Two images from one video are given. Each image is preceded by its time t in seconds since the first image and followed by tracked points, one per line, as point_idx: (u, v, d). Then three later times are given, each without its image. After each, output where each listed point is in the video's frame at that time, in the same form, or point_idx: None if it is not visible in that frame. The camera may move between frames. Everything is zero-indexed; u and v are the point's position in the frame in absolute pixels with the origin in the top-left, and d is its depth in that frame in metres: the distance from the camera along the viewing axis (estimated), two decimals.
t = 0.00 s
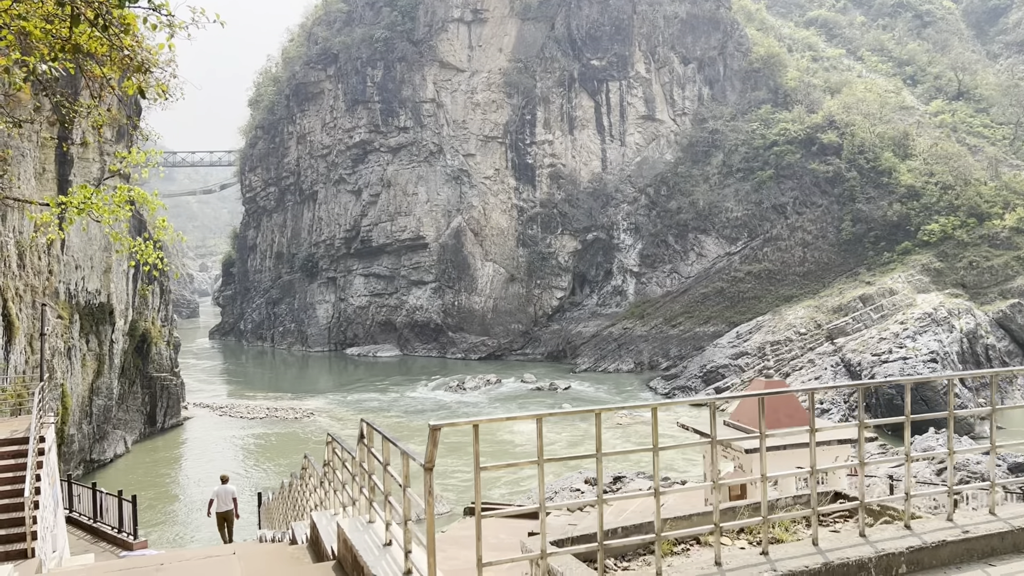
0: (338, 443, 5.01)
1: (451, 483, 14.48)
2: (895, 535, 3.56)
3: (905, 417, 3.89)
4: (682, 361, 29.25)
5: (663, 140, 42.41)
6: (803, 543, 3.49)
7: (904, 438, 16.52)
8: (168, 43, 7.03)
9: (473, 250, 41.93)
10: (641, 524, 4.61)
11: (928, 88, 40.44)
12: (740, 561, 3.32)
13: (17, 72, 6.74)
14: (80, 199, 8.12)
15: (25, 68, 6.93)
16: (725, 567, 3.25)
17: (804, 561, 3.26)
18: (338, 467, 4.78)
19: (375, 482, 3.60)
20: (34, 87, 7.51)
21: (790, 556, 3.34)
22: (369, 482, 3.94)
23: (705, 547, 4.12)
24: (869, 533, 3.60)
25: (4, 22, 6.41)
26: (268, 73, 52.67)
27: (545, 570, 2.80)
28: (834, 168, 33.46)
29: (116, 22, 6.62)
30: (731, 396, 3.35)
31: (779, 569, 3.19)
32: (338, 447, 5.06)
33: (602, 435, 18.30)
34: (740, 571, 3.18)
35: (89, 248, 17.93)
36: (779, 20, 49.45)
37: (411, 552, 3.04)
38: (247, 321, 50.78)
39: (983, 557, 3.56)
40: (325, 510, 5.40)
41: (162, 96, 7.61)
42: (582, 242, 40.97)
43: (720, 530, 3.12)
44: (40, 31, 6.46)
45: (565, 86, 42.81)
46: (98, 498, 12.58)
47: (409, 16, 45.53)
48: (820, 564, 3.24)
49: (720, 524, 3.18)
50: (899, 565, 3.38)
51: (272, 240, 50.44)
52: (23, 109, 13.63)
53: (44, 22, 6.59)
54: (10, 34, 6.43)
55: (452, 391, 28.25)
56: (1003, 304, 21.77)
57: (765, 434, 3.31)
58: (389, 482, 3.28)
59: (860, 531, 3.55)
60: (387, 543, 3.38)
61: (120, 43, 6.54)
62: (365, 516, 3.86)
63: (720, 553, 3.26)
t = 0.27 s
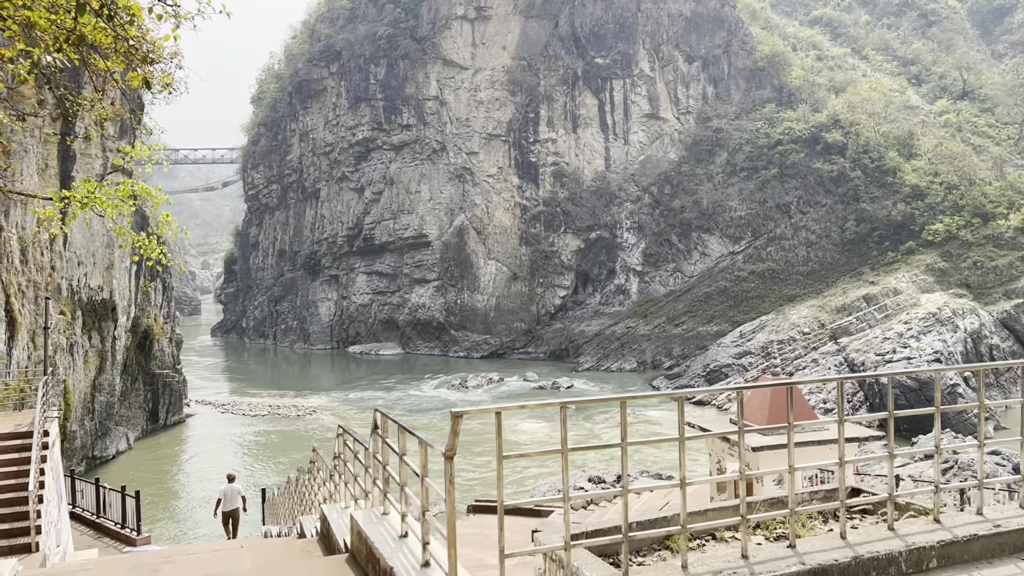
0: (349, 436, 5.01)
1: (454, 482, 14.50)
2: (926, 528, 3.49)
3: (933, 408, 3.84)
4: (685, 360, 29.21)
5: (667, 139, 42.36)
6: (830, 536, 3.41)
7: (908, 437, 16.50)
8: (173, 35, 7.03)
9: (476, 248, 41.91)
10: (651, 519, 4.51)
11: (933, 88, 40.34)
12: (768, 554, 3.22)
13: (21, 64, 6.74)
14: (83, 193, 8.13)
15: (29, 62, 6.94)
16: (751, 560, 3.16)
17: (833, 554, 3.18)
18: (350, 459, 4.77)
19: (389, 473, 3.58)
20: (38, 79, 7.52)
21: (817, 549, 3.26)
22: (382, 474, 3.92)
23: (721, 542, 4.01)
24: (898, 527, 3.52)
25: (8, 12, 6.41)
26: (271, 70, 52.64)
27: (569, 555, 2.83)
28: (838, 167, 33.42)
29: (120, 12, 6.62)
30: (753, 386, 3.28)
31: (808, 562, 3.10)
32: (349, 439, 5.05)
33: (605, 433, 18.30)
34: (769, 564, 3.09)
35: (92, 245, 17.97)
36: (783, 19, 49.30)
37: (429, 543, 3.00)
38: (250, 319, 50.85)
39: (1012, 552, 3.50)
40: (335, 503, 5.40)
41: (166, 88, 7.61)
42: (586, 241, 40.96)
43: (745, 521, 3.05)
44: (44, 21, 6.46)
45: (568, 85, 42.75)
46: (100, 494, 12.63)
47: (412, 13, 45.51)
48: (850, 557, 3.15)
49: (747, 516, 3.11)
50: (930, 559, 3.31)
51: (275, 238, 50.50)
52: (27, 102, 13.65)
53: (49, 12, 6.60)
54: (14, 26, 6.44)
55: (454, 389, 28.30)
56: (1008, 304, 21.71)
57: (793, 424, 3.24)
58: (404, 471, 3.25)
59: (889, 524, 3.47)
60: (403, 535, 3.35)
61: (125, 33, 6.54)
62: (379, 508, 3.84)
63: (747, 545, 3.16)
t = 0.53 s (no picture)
0: (358, 436, 4.98)
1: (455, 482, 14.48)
2: (954, 533, 3.40)
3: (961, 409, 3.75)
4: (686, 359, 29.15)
5: (669, 138, 42.30)
6: (857, 542, 3.32)
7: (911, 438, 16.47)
8: (177, 31, 6.98)
9: (478, 247, 41.89)
10: (674, 520, 4.25)
11: (936, 87, 40.25)
12: (793, 560, 3.13)
13: (25, 60, 6.68)
14: (86, 191, 8.11)
15: (32, 57, 6.88)
16: (776, 565, 3.07)
17: (861, 561, 3.09)
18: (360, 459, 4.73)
19: (400, 475, 3.56)
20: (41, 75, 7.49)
21: (844, 555, 3.17)
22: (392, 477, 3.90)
23: (736, 546, 3.81)
24: (925, 532, 3.42)
25: (12, 7, 6.38)
26: (273, 68, 52.61)
27: (591, 563, 2.90)
28: (840, 167, 33.36)
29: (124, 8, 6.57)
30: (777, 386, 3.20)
31: (836, 569, 3.02)
32: (359, 440, 5.02)
33: (606, 433, 18.27)
34: (794, 570, 3.02)
35: (94, 243, 17.96)
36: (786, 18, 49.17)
37: (444, 548, 2.95)
38: (251, 317, 50.83)
39: None
40: (343, 503, 5.36)
41: (171, 85, 7.58)
42: (587, 240, 40.92)
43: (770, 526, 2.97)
44: (48, 16, 6.42)
45: (571, 84, 42.70)
46: (102, 492, 12.60)
47: (414, 12, 45.47)
48: (878, 564, 3.07)
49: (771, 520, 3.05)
50: (959, 566, 3.22)
51: (276, 236, 50.50)
52: (30, 98, 13.64)
53: (53, 7, 6.57)
54: (19, 21, 6.38)
55: (455, 388, 28.32)
56: (1011, 305, 21.64)
57: (819, 426, 3.17)
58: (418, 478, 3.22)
59: (917, 530, 3.37)
60: (415, 538, 3.31)
61: (130, 29, 6.50)
62: (391, 511, 3.80)
63: (772, 552, 3.08)
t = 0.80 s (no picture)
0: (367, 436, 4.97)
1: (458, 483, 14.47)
2: (983, 538, 3.35)
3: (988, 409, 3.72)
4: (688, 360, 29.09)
5: (671, 138, 42.24)
6: (884, 545, 3.28)
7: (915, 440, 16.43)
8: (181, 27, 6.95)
9: (479, 248, 41.88)
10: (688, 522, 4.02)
11: (939, 88, 40.18)
12: (820, 565, 3.11)
13: (28, 56, 6.65)
14: (89, 189, 8.10)
15: (35, 54, 6.86)
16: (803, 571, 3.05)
17: (891, 566, 3.06)
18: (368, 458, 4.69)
19: (410, 475, 3.54)
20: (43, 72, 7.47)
21: (873, 560, 3.13)
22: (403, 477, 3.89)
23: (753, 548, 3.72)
24: (955, 537, 3.36)
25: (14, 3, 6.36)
26: (275, 68, 52.64)
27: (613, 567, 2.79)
28: (843, 168, 33.33)
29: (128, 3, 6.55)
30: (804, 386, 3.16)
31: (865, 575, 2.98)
32: (366, 439, 5.02)
33: (609, 434, 18.22)
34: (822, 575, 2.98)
35: (96, 242, 17.96)
36: (788, 19, 49.11)
37: (459, 552, 2.91)
38: (252, 317, 50.85)
39: None
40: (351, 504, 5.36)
41: (174, 81, 7.55)
42: (589, 241, 40.92)
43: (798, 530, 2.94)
44: (50, 12, 6.40)
45: (573, 84, 42.66)
46: (104, 492, 12.58)
47: (417, 12, 45.48)
48: (907, 569, 3.03)
49: (799, 524, 3.01)
50: (990, 570, 3.19)
51: (278, 236, 50.53)
52: (32, 95, 13.63)
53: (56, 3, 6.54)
54: (23, 17, 6.36)
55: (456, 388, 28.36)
56: (1014, 306, 21.58)
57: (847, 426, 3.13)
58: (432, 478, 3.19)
59: (946, 534, 3.32)
60: (428, 541, 3.27)
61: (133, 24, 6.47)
62: (401, 512, 3.76)
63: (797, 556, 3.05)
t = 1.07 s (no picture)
0: (375, 433, 4.97)
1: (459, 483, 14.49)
2: (1012, 536, 3.35)
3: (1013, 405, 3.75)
4: (689, 360, 29.07)
5: (672, 138, 42.21)
6: (914, 543, 3.27)
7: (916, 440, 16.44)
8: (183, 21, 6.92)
9: (480, 247, 41.87)
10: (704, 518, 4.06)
11: (939, 89, 40.18)
12: (849, 562, 3.09)
13: (28, 50, 6.63)
14: (90, 186, 8.09)
15: (35, 49, 6.84)
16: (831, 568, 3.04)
17: (922, 563, 3.04)
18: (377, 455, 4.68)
19: (423, 471, 3.53)
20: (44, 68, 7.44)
21: (904, 557, 3.11)
22: (415, 474, 3.88)
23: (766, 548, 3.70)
24: (986, 534, 3.36)
25: None
26: (275, 68, 52.59)
27: (637, 565, 2.79)
28: (844, 168, 33.34)
29: None
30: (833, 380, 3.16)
31: (896, 572, 2.96)
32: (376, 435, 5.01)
33: (610, 435, 18.21)
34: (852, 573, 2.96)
35: (96, 240, 17.96)
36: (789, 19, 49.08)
37: (476, 548, 2.90)
38: (252, 317, 50.81)
39: None
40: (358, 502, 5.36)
41: (176, 75, 7.52)
42: (589, 240, 40.91)
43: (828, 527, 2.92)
44: (52, 7, 6.38)
45: (573, 83, 42.63)
46: (104, 491, 12.56)
47: (417, 11, 45.44)
48: (940, 567, 3.01)
49: (828, 521, 2.99)
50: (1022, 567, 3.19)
51: (278, 235, 50.50)
52: (33, 91, 13.60)
53: None
54: (23, 11, 6.33)
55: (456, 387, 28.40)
56: (1015, 307, 21.59)
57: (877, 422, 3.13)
58: (447, 475, 3.19)
59: (976, 531, 3.32)
60: (442, 538, 3.25)
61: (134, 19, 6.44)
62: (414, 509, 3.74)
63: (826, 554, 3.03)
